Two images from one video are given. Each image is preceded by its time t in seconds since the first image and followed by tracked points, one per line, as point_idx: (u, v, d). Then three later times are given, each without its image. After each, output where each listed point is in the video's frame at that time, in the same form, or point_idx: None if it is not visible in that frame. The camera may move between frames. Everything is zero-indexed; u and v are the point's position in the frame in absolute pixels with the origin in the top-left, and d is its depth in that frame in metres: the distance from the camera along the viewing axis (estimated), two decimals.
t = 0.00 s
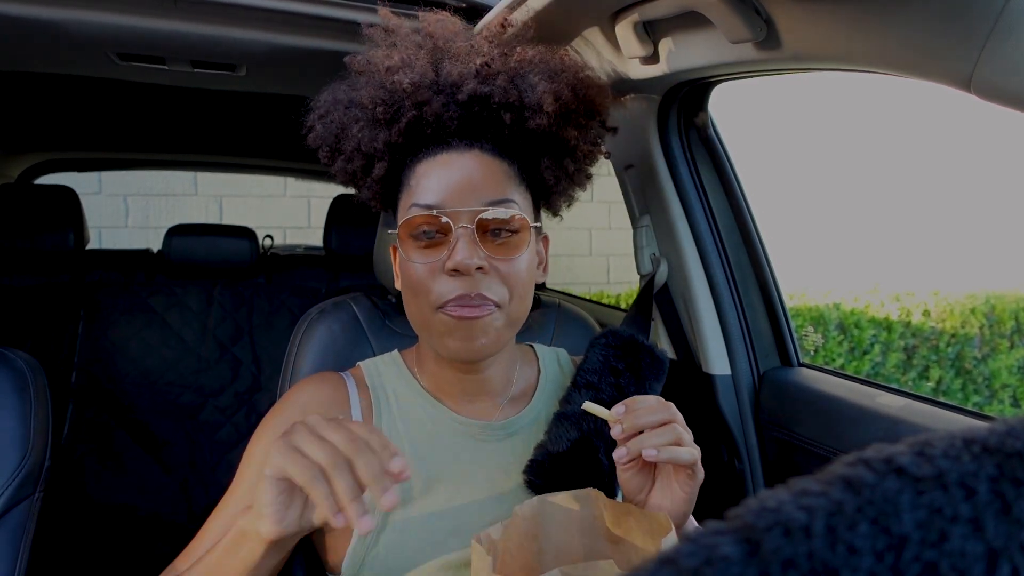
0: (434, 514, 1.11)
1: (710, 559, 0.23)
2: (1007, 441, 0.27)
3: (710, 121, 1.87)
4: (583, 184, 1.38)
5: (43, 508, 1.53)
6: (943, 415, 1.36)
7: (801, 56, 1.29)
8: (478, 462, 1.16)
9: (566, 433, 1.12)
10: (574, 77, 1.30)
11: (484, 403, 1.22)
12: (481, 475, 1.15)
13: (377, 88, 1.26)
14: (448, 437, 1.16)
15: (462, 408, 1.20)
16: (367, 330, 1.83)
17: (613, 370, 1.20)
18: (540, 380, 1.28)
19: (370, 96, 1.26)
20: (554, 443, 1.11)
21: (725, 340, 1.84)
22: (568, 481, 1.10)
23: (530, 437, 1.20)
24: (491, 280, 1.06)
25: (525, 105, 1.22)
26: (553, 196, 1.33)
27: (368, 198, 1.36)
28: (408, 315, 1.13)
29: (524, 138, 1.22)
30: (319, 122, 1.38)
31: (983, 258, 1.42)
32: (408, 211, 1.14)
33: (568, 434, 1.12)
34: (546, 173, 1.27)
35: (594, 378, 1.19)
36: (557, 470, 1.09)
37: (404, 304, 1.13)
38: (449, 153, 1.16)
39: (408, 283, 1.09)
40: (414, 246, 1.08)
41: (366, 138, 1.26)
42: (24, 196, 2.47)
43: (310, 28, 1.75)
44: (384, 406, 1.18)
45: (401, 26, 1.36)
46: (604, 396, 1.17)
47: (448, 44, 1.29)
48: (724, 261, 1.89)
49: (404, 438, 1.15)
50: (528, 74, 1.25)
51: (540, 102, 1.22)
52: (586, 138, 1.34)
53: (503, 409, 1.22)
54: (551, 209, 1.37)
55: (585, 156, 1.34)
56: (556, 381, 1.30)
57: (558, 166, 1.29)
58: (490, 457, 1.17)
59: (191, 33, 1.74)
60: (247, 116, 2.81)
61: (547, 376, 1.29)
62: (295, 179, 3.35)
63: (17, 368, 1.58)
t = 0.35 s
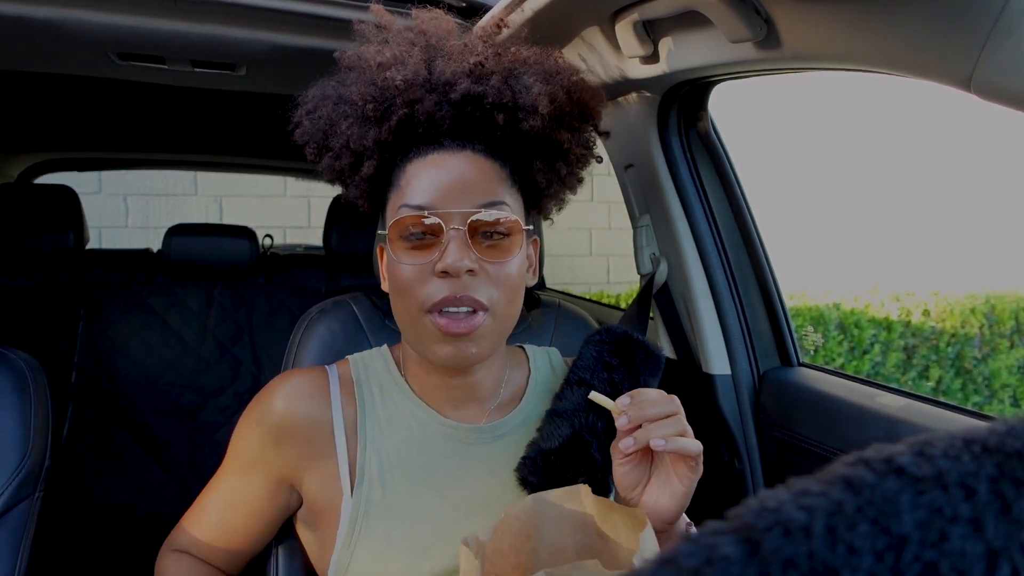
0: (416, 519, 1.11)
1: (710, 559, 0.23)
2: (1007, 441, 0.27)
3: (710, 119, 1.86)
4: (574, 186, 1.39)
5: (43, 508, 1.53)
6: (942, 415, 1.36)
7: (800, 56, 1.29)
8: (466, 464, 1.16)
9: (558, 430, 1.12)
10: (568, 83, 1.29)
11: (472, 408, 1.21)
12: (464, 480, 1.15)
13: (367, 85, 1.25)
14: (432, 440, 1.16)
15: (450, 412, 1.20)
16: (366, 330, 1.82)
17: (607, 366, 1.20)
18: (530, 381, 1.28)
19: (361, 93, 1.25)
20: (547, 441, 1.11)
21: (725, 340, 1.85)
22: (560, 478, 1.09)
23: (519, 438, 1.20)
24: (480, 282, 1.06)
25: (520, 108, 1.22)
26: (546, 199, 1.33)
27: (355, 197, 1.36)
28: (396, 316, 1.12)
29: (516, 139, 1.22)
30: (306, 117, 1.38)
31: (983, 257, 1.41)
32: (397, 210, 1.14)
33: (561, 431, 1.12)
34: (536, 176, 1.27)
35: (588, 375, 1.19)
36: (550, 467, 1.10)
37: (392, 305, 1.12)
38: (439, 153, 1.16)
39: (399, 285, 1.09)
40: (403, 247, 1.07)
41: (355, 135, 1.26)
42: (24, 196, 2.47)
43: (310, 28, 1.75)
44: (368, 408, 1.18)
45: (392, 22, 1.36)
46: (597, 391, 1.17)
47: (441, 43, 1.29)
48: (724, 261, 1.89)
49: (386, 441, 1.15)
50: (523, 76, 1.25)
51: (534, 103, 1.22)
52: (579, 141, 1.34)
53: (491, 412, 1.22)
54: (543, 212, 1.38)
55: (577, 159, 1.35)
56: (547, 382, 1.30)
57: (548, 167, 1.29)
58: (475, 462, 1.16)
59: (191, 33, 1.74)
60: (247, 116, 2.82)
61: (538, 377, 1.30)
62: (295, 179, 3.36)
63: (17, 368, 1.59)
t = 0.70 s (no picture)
0: (420, 521, 1.11)
1: (710, 559, 0.23)
2: (1007, 441, 0.27)
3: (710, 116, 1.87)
4: (572, 180, 1.38)
5: (43, 508, 1.53)
6: (942, 415, 1.36)
7: (799, 56, 1.29)
8: (469, 465, 1.16)
9: (563, 435, 1.12)
10: (562, 71, 1.29)
11: (474, 411, 1.21)
12: (466, 482, 1.15)
13: (355, 84, 1.24)
14: (435, 443, 1.16)
15: (452, 414, 1.20)
16: (367, 330, 1.82)
17: (613, 370, 1.19)
18: (534, 384, 1.28)
19: (349, 92, 1.24)
20: (553, 446, 1.11)
21: (725, 340, 1.85)
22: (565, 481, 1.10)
23: (523, 441, 1.20)
24: (481, 285, 1.06)
25: (515, 102, 1.23)
26: (545, 192, 1.33)
27: (349, 198, 1.35)
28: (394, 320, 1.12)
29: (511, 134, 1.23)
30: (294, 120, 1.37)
31: (983, 257, 1.41)
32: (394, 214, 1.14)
33: (566, 436, 1.12)
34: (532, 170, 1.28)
35: (594, 378, 1.18)
36: (556, 472, 1.10)
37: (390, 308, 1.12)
38: (434, 154, 1.16)
39: (398, 289, 1.08)
40: (401, 253, 1.07)
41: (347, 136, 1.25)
42: (24, 196, 2.47)
43: (310, 29, 1.75)
44: (372, 410, 1.18)
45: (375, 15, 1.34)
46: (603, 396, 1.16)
47: (427, 35, 1.28)
48: (724, 261, 1.89)
49: (391, 443, 1.15)
50: (515, 68, 1.24)
51: (531, 97, 1.22)
52: (576, 134, 1.34)
53: (494, 415, 1.22)
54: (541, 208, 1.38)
55: (576, 152, 1.36)
56: (551, 386, 1.30)
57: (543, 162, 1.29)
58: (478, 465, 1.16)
59: (191, 33, 1.74)
60: (247, 116, 2.82)
61: (543, 380, 1.30)
62: (295, 179, 3.36)
63: (17, 368, 1.59)
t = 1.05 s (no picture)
0: (422, 519, 1.11)
1: (710, 559, 0.23)
2: (1007, 441, 0.27)
3: (709, 116, 1.87)
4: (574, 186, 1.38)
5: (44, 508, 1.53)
6: (943, 415, 1.36)
7: (800, 55, 1.28)
8: (469, 465, 1.16)
9: (563, 438, 1.12)
10: (571, 82, 1.29)
11: (475, 412, 1.21)
12: (466, 481, 1.15)
13: (366, 82, 1.22)
14: (436, 442, 1.16)
15: (455, 415, 1.20)
16: (368, 330, 1.83)
17: (615, 373, 1.19)
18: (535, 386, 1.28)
19: (359, 90, 1.22)
20: (552, 448, 1.11)
21: (725, 340, 1.85)
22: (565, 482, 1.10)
23: (523, 442, 1.20)
24: (493, 295, 1.07)
25: (528, 110, 1.22)
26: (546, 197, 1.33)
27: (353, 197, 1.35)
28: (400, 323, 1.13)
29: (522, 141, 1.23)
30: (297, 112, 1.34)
31: (983, 258, 1.41)
32: (403, 219, 1.14)
33: (565, 439, 1.11)
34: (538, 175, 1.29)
35: (595, 382, 1.18)
36: (555, 474, 1.11)
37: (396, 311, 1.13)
38: (443, 158, 1.16)
39: (407, 294, 1.08)
40: (412, 259, 1.07)
41: (357, 135, 1.23)
42: (24, 196, 2.47)
43: (310, 28, 1.75)
44: (372, 410, 1.18)
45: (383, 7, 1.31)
46: (604, 399, 1.16)
47: (440, 36, 1.26)
48: (724, 261, 1.89)
49: (391, 441, 1.15)
50: (529, 76, 1.24)
51: (545, 108, 1.22)
52: (582, 140, 1.35)
53: (495, 414, 1.22)
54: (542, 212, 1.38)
55: (579, 158, 1.35)
56: (552, 388, 1.30)
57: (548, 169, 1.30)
58: (479, 463, 1.16)
59: (191, 33, 1.74)
60: (247, 116, 2.82)
61: (544, 381, 1.30)
62: (295, 179, 3.36)
63: (17, 368, 1.58)
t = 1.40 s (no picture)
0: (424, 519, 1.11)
1: (709, 559, 0.23)
2: (1007, 441, 0.27)
3: (709, 117, 1.87)
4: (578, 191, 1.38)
5: (43, 508, 1.53)
6: (943, 415, 1.36)
7: (800, 55, 1.28)
8: (468, 466, 1.16)
9: (561, 438, 1.12)
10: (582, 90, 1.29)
11: (475, 411, 1.21)
12: (466, 483, 1.15)
13: (384, 80, 1.19)
14: (436, 441, 1.16)
15: (458, 416, 1.20)
16: (367, 330, 1.82)
17: (611, 374, 1.20)
18: (534, 386, 1.29)
19: (376, 87, 1.19)
20: (550, 449, 1.11)
21: (725, 340, 1.85)
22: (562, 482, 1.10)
23: (522, 444, 1.21)
24: (504, 300, 1.08)
25: (545, 116, 1.22)
26: (551, 201, 1.34)
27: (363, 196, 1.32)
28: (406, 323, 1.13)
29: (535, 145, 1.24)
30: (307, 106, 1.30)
31: (983, 258, 1.41)
32: (414, 220, 1.14)
33: (563, 439, 1.11)
34: (545, 177, 1.29)
35: (592, 382, 1.19)
36: (553, 475, 1.11)
37: (403, 311, 1.13)
38: (454, 161, 1.16)
39: (420, 295, 1.08)
40: (424, 261, 1.07)
41: (371, 133, 1.20)
42: (24, 196, 2.47)
43: (311, 28, 1.75)
44: (372, 410, 1.18)
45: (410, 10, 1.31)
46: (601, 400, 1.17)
47: (458, 37, 1.25)
48: (724, 261, 1.90)
49: (391, 441, 1.16)
50: (546, 83, 1.23)
51: (561, 116, 1.23)
52: (592, 148, 1.35)
53: (495, 415, 1.22)
54: (546, 215, 1.39)
55: (587, 166, 1.35)
56: (550, 389, 1.30)
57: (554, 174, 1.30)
58: (479, 462, 1.17)
59: (191, 33, 1.74)
60: (247, 116, 2.82)
61: (542, 382, 1.30)
62: (295, 179, 3.37)
63: (17, 368, 1.58)
